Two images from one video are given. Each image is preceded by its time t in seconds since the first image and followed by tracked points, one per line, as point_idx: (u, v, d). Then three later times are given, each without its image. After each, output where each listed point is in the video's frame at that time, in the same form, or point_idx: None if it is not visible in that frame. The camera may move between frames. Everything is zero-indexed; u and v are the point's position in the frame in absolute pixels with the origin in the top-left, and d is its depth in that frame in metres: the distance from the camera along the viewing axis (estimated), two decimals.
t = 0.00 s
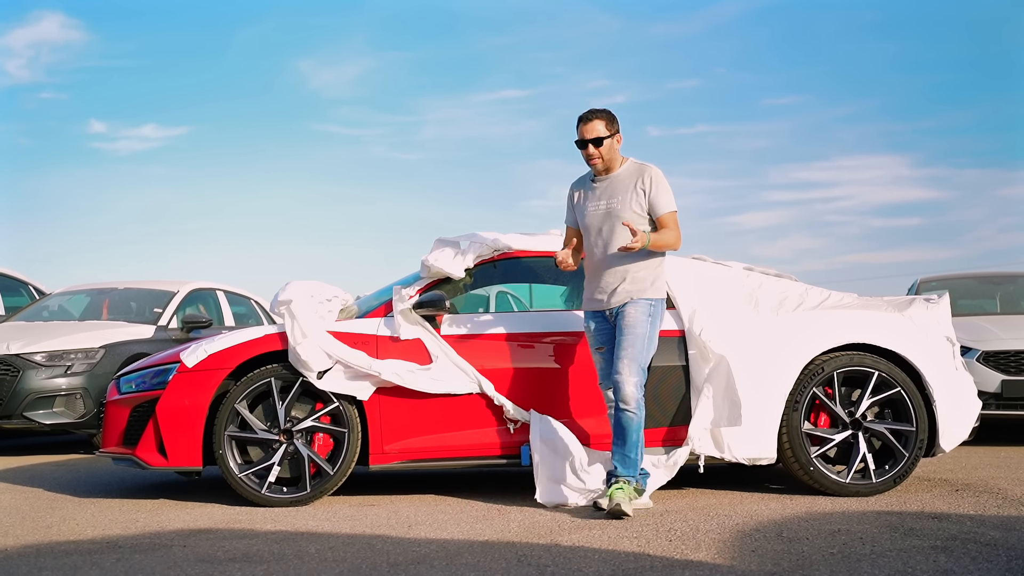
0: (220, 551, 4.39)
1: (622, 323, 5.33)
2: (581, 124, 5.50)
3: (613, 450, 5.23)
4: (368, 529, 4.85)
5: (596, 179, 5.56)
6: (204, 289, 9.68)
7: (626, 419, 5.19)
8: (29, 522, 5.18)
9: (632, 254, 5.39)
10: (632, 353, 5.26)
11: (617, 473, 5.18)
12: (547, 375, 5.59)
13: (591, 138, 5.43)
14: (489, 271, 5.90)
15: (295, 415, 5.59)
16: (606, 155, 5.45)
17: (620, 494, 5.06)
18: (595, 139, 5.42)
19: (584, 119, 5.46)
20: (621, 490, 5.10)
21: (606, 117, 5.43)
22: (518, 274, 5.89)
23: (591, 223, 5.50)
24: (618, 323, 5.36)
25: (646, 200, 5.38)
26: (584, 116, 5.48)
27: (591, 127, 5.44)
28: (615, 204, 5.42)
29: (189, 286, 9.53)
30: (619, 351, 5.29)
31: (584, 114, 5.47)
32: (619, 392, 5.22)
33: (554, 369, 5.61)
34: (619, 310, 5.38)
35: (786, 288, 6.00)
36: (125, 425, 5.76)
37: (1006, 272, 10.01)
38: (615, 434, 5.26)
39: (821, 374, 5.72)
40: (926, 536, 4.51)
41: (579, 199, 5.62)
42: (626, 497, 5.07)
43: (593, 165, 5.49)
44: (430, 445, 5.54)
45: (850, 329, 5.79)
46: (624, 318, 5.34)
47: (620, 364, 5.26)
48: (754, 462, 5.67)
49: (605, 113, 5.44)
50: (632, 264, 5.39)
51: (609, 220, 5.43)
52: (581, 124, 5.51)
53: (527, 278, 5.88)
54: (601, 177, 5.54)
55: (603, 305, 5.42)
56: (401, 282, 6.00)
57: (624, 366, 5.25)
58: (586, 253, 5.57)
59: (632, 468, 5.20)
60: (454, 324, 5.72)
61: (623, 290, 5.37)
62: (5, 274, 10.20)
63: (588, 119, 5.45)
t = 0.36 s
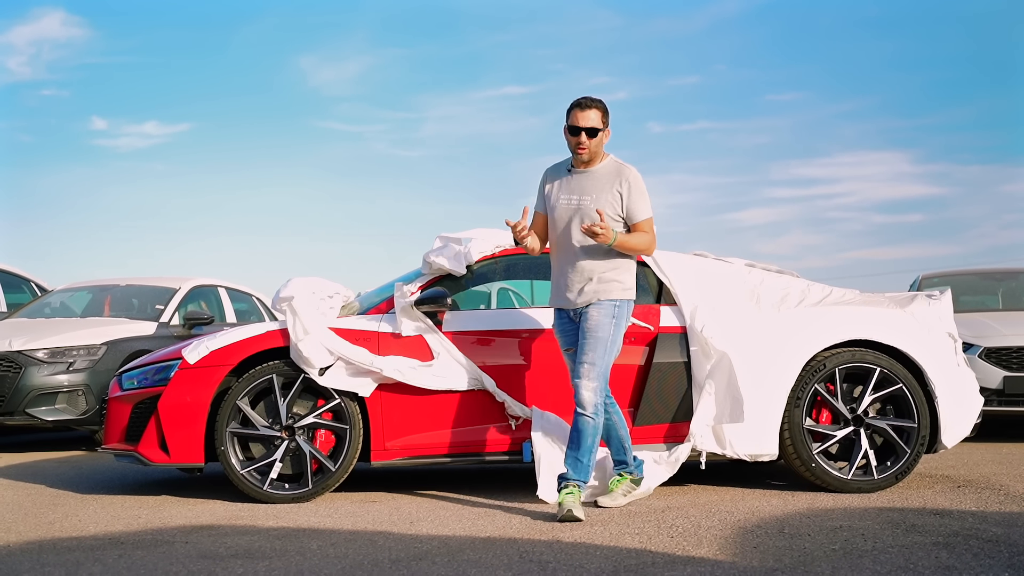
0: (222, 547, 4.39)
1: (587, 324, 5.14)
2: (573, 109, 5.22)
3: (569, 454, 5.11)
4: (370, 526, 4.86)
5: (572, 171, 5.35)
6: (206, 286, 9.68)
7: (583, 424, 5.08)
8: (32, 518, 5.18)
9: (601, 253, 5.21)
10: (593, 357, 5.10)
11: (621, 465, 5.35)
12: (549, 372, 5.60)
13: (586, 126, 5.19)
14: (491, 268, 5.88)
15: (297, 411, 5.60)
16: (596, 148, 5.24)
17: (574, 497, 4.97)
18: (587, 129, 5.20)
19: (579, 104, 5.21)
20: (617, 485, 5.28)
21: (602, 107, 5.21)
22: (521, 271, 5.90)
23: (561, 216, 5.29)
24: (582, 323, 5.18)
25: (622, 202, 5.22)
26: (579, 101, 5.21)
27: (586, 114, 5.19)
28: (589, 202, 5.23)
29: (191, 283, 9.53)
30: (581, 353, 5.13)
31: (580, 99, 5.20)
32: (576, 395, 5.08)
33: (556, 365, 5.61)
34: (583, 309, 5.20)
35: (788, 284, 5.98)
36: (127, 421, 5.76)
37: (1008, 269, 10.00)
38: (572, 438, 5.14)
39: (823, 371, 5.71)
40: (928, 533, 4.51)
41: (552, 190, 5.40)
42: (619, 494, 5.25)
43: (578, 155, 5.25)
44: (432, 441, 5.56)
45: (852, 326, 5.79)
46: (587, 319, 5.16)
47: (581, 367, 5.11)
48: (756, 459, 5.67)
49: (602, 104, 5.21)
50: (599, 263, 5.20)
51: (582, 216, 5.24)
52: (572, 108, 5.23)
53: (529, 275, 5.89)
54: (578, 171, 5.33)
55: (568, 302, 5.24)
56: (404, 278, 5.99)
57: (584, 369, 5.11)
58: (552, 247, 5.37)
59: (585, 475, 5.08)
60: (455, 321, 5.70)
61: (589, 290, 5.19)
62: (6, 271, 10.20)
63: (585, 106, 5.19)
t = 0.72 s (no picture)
0: (224, 544, 4.39)
1: (572, 319, 5.11)
2: (564, 88, 5.11)
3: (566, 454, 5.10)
4: (371, 523, 4.86)
5: (551, 155, 5.25)
6: (207, 284, 9.69)
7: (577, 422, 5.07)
8: (33, 516, 5.18)
9: (581, 241, 5.17)
10: (584, 354, 5.10)
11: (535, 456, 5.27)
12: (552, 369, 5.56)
13: (575, 108, 5.10)
14: (493, 265, 5.89)
15: (298, 409, 5.60)
16: (583, 131, 5.15)
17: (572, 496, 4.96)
18: (577, 110, 5.10)
19: (569, 84, 5.11)
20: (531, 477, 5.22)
21: (592, 92, 5.13)
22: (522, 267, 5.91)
23: (542, 200, 5.19)
24: (563, 318, 5.14)
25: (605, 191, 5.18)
26: (572, 82, 5.10)
27: (579, 95, 5.10)
28: (572, 189, 5.16)
29: (192, 280, 9.53)
30: (568, 350, 5.11)
31: (573, 80, 5.09)
32: (568, 394, 5.07)
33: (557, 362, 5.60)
34: (563, 300, 5.15)
35: (789, 281, 5.99)
36: (129, 419, 5.76)
37: (1010, 266, 9.99)
38: (564, 438, 5.12)
39: (825, 368, 5.70)
40: (930, 530, 4.51)
41: (528, 172, 5.28)
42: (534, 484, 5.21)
43: (563, 135, 5.14)
44: (434, 438, 5.56)
45: (854, 323, 5.78)
46: (569, 314, 5.13)
47: (571, 364, 5.09)
48: (758, 456, 5.68)
49: (592, 89, 5.13)
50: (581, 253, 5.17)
51: (564, 203, 5.16)
52: (563, 87, 5.12)
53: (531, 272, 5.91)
54: (559, 154, 5.24)
55: (545, 288, 5.17)
56: (404, 276, 5.99)
57: (573, 366, 5.09)
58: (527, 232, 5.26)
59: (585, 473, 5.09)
60: (457, 318, 5.69)
61: (571, 280, 5.14)
62: (8, 268, 10.21)
63: (578, 87, 5.09)
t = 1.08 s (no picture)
0: (226, 544, 4.39)
1: (549, 319, 5.08)
2: (525, 85, 5.09)
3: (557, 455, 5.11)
4: (373, 522, 4.86)
5: (515, 151, 5.14)
6: (210, 283, 9.69)
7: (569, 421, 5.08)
8: (35, 516, 5.18)
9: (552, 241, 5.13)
10: (567, 353, 5.11)
11: (445, 478, 5.07)
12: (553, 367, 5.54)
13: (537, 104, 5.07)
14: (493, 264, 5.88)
15: (300, 408, 5.60)
16: (545, 128, 5.13)
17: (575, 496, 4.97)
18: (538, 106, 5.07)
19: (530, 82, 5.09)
20: (452, 494, 4.99)
21: (552, 88, 5.10)
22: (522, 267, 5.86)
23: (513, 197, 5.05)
24: (540, 319, 5.10)
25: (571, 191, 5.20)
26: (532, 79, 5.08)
27: (540, 91, 5.07)
28: (544, 186, 5.10)
29: (194, 280, 9.54)
30: (549, 351, 5.09)
31: (534, 77, 5.07)
32: (557, 395, 5.08)
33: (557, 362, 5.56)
34: (538, 299, 5.10)
35: (790, 280, 6.01)
36: (131, 418, 5.77)
37: (1012, 264, 9.99)
38: (556, 439, 5.12)
39: (827, 367, 5.70)
40: (932, 529, 4.50)
41: (493, 167, 5.10)
42: (459, 501, 4.97)
43: (527, 132, 5.10)
44: (435, 437, 5.57)
45: (856, 321, 5.78)
46: (546, 314, 5.09)
47: (556, 365, 5.09)
48: (759, 455, 5.68)
49: (551, 85, 5.10)
50: (551, 252, 5.12)
51: (536, 200, 5.08)
52: (524, 85, 5.09)
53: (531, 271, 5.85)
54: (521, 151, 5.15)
55: (519, 288, 5.07)
56: (405, 275, 5.98)
57: (557, 366, 5.09)
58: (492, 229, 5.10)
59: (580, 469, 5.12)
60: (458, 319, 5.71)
61: (544, 279, 5.10)
62: (10, 268, 10.22)
63: (538, 83, 5.06)
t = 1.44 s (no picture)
0: (227, 544, 4.39)
1: (516, 319, 5.16)
2: (466, 88, 5.15)
3: (530, 450, 5.15)
4: (374, 523, 4.86)
5: (464, 153, 5.19)
6: (211, 284, 9.70)
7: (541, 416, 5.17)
8: (37, 516, 5.18)
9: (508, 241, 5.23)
10: (535, 350, 5.21)
11: (443, 481, 5.07)
12: (555, 368, 5.54)
13: (481, 105, 5.14)
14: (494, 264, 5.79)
15: (302, 409, 5.61)
16: (491, 128, 5.20)
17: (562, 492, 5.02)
18: (482, 106, 5.14)
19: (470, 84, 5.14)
20: (453, 495, 5.00)
21: (493, 86, 5.16)
22: (524, 267, 5.82)
23: (469, 200, 5.12)
24: (506, 319, 5.17)
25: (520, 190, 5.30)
26: (473, 79, 5.14)
27: (481, 92, 5.15)
28: (498, 189, 5.18)
29: (196, 281, 9.55)
30: (518, 350, 5.18)
31: (472, 79, 5.14)
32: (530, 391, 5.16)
33: (559, 362, 5.54)
34: (503, 300, 5.17)
35: (792, 281, 6.01)
36: (133, 419, 5.76)
37: (1014, 265, 9.98)
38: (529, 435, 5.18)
39: (829, 367, 5.70)
40: (934, 529, 4.50)
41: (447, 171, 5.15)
42: (459, 501, 4.98)
43: (473, 134, 5.16)
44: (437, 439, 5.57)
45: (858, 322, 5.78)
46: (512, 313, 5.17)
47: (526, 362, 5.17)
48: (761, 456, 5.67)
49: (492, 83, 5.16)
50: (507, 253, 5.21)
51: (489, 203, 5.16)
52: (464, 88, 5.16)
53: (532, 271, 5.81)
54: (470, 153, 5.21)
55: (483, 290, 5.12)
56: (406, 276, 5.98)
57: (528, 363, 5.18)
58: (449, 233, 5.13)
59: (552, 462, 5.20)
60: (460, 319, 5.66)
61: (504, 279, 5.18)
62: (12, 269, 10.23)
63: (479, 85, 5.14)
